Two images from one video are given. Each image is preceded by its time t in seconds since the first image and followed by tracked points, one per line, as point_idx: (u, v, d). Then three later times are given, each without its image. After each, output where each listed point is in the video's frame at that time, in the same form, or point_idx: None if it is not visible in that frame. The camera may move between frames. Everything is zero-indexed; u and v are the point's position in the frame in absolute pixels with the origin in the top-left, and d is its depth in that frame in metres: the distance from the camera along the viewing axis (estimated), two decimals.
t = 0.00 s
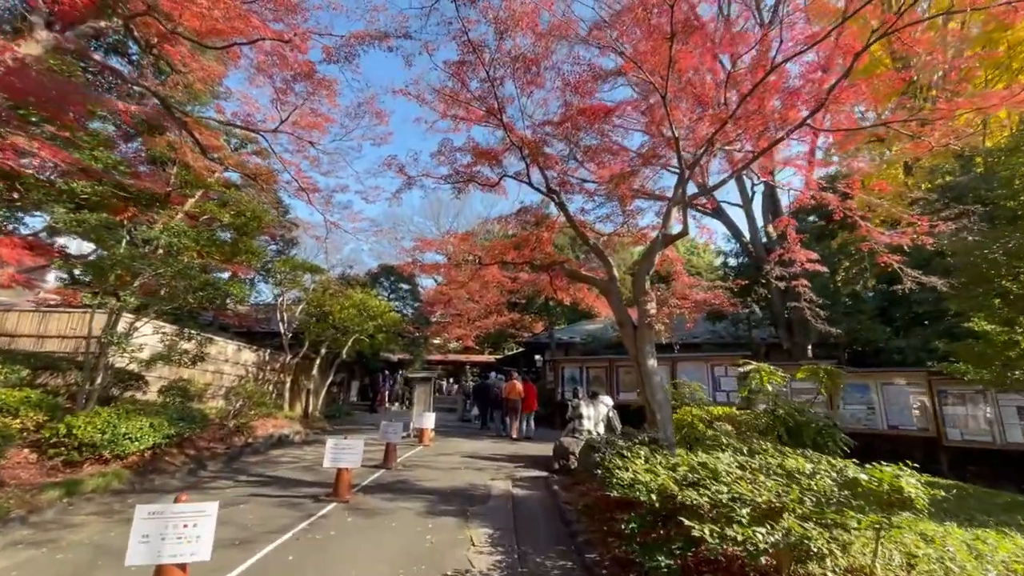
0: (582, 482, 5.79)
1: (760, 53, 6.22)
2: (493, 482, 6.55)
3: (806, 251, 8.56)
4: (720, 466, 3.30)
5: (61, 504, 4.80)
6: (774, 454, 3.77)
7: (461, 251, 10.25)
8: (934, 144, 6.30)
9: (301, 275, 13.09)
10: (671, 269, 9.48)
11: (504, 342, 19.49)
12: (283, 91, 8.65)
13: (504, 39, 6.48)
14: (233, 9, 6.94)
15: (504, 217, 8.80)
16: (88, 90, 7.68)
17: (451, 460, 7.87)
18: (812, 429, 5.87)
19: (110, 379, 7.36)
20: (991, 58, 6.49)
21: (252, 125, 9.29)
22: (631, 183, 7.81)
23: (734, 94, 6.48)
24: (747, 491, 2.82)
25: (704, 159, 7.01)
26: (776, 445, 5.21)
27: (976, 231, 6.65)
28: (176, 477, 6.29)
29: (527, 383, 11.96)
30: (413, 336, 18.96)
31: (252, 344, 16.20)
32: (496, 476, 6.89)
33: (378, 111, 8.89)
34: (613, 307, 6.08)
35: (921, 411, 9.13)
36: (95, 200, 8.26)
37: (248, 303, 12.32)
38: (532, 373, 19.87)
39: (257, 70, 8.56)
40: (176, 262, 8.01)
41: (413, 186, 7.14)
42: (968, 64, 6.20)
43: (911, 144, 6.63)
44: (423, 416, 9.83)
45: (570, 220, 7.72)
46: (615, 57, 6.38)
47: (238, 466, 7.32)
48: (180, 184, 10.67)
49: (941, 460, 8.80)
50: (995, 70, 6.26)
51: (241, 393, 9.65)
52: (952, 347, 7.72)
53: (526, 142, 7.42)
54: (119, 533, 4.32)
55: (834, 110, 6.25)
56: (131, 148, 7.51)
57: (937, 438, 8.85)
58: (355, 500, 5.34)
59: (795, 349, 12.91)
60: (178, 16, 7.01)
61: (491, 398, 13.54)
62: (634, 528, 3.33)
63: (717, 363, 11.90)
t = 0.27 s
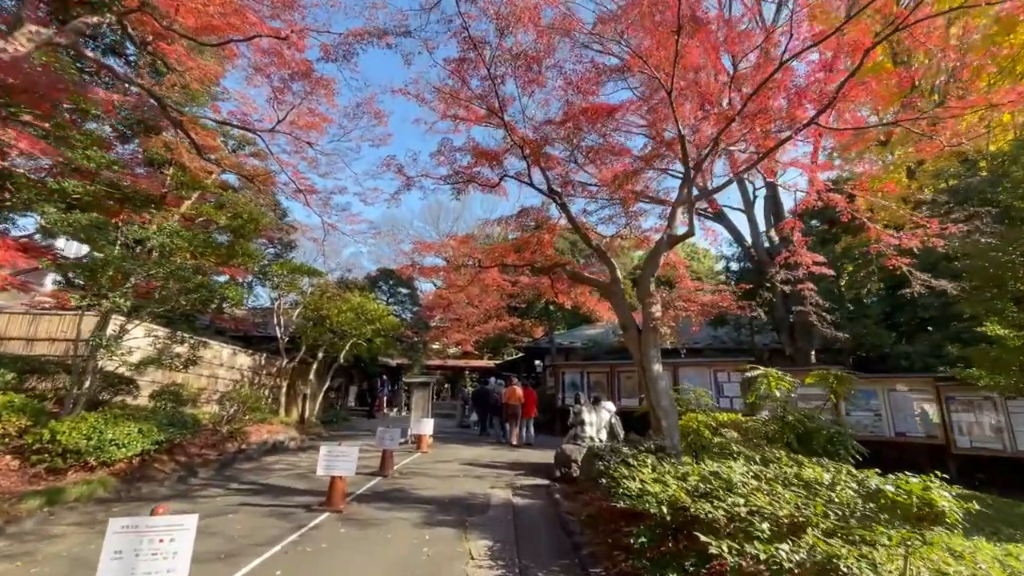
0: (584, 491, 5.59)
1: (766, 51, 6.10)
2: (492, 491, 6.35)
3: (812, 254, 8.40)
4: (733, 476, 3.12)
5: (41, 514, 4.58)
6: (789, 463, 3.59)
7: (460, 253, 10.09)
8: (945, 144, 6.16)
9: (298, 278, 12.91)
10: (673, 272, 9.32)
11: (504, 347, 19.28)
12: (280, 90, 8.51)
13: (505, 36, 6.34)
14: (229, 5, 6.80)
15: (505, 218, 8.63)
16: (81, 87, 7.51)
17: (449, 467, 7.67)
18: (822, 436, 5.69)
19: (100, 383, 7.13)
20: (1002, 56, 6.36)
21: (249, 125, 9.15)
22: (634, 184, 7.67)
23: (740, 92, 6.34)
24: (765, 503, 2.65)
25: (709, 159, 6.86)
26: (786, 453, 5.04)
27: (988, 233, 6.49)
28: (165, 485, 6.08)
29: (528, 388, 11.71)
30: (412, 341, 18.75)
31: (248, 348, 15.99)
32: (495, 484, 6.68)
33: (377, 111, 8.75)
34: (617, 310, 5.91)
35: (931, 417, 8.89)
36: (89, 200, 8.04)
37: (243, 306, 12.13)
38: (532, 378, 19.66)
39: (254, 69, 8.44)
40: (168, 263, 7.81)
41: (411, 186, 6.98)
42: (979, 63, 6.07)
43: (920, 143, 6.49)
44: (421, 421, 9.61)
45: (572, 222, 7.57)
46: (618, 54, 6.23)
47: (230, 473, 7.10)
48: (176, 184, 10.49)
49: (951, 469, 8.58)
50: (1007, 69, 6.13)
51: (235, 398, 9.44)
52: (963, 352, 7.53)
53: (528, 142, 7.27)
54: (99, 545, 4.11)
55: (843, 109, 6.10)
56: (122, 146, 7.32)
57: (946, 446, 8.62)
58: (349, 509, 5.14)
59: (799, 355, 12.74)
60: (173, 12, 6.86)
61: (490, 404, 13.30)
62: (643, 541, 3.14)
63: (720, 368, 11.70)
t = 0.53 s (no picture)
0: (587, 502, 5.37)
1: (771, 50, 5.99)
2: (490, 501, 6.12)
3: (819, 257, 8.22)
4: (749, 490, 2.90)
5: (16, 527, 4.36)
6: (807, 475, 3.37)
7: (459, 256, 9.91)
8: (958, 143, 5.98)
9: (295, 281, 12.72)
10: (676, 276, 9.13)
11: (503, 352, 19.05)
12: (276, 89, 8.36)
13: (505, 32, 6.18)
14: None
15: (505, 220, 8.44)
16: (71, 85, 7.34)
17: (447, 476, 7.44)
18: (836, 446, 5.42)
19: (87, 389, 6.92)
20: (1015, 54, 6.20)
21: (244, 124, 8.99)
22: (637, 185, 7.49)
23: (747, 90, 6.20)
24: (786, 522, 2.43)
25: (714, 159, 6.69)
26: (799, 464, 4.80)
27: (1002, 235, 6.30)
28: (151, 495, 5.85)
29: (527, 394, 11.45)
30: (411, 345, 18.53)
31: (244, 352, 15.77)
32: (494, 494, 6.45)
33: (375, 110, 8.59)
34: (621, 313, 5.71)
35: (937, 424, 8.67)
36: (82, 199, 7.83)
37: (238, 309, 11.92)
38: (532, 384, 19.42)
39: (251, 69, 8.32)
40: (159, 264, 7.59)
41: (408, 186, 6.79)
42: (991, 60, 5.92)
43: (932, 142, 6.33)
44: (418, 428, 9.38)
45: (573, 223, 7.38)
46: (622, 50, 6.07)
47: (220, 481, 6.88)
48: (171, 185, 10.31)
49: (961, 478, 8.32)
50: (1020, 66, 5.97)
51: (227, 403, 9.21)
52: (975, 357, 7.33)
53: (528, 141, 7.10)
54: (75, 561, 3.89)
55: (852, 106, 5.93)
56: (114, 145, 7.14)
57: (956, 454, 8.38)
58: (341, 521, 4.92)
59: (803, 360, 12.52)
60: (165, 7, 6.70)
61: (489, 410, 13.06)
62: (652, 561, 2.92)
63: (723, 374, 11.48)
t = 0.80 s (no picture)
0: (590, 511, 5.17)
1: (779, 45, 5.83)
2: (490, 510, 5.92)
3: (826, 259, 8.04)
4: (767, 504, 2.71)
5: None
6: (825, 486, 3.18)
7: (458, 258, 9.74)
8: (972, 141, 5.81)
9: (293, 283, 12.55)
10: (680, 278, 8.95)
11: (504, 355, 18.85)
12: (273, 88, 8.22)
13: (506, 27, 6.02)
14: None
15: (506, 221, 8.27)
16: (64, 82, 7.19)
17: (446, 483, 7.24)
18: (848, 454, 5.20)
19: (76, 393, 6.72)
20: None
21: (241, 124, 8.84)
22: (641, 185, 7.31)
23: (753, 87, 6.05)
24: (811, 541, 2.23)
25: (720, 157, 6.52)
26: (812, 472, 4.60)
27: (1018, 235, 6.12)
28: (139, 503, 5.66)
29: (528, 399, 11.22)
30: (410, 349, 18.34)
31: (242, 356, 15.58)
32: (494, 502, 6.25)
33: (374, 110, 8.44)
34: (625, 315, 5.52)
35: (942, 430, 8.42)
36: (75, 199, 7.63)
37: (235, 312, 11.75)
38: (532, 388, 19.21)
39: (248, 68, 8.17)
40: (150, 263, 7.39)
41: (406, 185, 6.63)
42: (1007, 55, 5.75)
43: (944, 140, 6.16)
44: (416, 434, 9.17)
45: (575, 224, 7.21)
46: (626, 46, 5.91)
47: (212, 489, 6.67)
48: (167, 187, 10.15)
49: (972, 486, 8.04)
50: None
51: (222, 407, 9.01)
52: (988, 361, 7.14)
53: (530, 140, 6.94)
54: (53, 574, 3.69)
55: (864, 103, 5.77)
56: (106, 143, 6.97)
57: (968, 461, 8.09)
58: (335, 531, 4.74)
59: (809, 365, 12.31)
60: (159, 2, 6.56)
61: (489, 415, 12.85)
62: None
63: (728, 379, 11.27)
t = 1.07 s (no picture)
0: (595, 518, 4.94)
1: (791, 36, 5.65)
2: (491, 517, 5.69)
3: (837, 258, 7.82)
4: (792, 516, 2.50)
5: None
6: (850, 495, 2.98)
7: (459, 258, 9.54)
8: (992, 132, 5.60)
9: (291, 283, 12.37)
10: (685, 277, 8.76)
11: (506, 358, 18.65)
12: (271, 83, 8.08)
13: (509, 16, 5.85)
14: None
15: (508, 218, 8.07)
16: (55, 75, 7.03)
17: (445, 488, 7.01)
18: (866, 460, 4.96)
19: (64, 394, 6.52)
20: None
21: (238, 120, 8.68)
22: (646, 182, 7.11)
23: (764, 78, 5.86)
24: (844, 558, 2.02)
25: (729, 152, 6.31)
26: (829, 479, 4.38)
27: None
28: (128, 508, 5.46)
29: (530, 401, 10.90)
30: (411, 351, 18.14)
31: (241, 358, 15.41)
32: (495, 508, 6.02)
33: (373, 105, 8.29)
34: (631, 314, 5.31)
35: (948, 434, 8.18)
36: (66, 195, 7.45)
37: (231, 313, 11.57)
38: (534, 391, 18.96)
39: (246, 63, 8.01)
40: (141, 260, 7.19)
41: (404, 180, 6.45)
42: None
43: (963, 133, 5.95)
44: (416, 437, 8.95)
45: (579, 221, 7.01)
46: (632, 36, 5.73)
47: (204, 493, 6.45)
48: (164, 185, 9.99)
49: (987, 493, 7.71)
50: None
51: (217, 409, 8.81)
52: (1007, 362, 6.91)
53: (533, 134, 6.75)
54: None
55: (878, 94, 5.57)
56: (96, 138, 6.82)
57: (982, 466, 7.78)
58: (327, 539, 4.51)
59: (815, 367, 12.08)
60: None
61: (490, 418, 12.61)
62: None
63: (733, 382, 11.03)
